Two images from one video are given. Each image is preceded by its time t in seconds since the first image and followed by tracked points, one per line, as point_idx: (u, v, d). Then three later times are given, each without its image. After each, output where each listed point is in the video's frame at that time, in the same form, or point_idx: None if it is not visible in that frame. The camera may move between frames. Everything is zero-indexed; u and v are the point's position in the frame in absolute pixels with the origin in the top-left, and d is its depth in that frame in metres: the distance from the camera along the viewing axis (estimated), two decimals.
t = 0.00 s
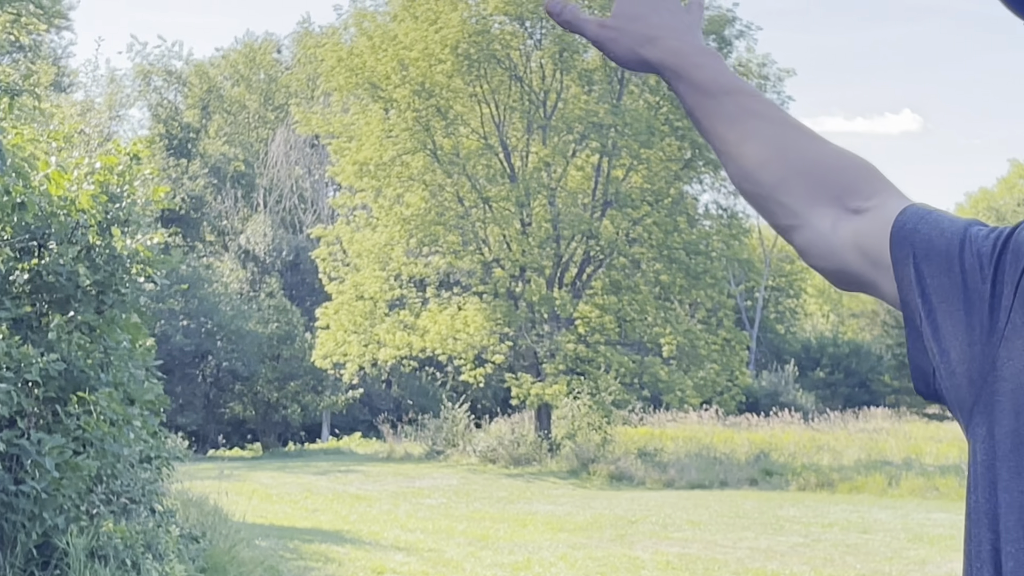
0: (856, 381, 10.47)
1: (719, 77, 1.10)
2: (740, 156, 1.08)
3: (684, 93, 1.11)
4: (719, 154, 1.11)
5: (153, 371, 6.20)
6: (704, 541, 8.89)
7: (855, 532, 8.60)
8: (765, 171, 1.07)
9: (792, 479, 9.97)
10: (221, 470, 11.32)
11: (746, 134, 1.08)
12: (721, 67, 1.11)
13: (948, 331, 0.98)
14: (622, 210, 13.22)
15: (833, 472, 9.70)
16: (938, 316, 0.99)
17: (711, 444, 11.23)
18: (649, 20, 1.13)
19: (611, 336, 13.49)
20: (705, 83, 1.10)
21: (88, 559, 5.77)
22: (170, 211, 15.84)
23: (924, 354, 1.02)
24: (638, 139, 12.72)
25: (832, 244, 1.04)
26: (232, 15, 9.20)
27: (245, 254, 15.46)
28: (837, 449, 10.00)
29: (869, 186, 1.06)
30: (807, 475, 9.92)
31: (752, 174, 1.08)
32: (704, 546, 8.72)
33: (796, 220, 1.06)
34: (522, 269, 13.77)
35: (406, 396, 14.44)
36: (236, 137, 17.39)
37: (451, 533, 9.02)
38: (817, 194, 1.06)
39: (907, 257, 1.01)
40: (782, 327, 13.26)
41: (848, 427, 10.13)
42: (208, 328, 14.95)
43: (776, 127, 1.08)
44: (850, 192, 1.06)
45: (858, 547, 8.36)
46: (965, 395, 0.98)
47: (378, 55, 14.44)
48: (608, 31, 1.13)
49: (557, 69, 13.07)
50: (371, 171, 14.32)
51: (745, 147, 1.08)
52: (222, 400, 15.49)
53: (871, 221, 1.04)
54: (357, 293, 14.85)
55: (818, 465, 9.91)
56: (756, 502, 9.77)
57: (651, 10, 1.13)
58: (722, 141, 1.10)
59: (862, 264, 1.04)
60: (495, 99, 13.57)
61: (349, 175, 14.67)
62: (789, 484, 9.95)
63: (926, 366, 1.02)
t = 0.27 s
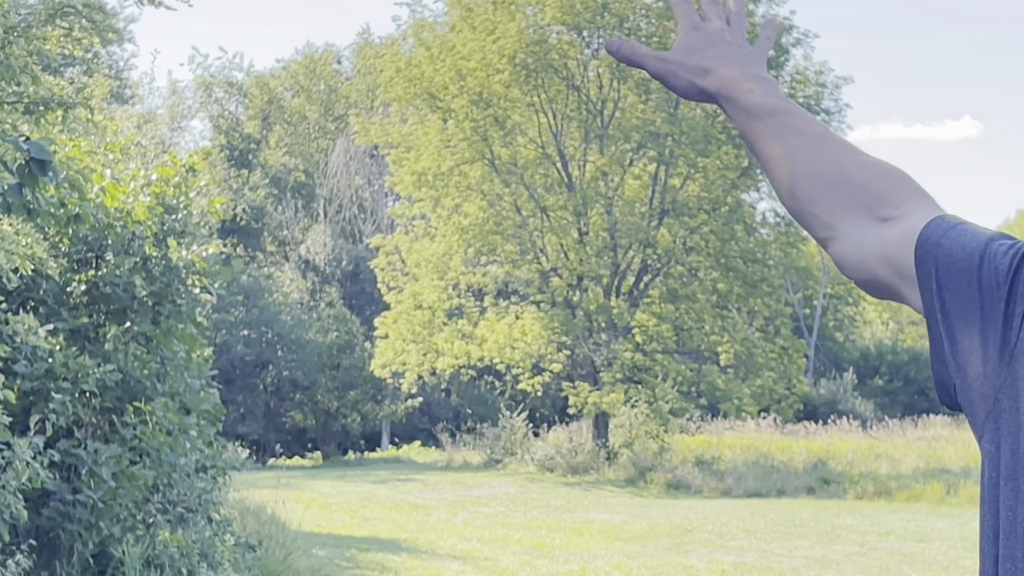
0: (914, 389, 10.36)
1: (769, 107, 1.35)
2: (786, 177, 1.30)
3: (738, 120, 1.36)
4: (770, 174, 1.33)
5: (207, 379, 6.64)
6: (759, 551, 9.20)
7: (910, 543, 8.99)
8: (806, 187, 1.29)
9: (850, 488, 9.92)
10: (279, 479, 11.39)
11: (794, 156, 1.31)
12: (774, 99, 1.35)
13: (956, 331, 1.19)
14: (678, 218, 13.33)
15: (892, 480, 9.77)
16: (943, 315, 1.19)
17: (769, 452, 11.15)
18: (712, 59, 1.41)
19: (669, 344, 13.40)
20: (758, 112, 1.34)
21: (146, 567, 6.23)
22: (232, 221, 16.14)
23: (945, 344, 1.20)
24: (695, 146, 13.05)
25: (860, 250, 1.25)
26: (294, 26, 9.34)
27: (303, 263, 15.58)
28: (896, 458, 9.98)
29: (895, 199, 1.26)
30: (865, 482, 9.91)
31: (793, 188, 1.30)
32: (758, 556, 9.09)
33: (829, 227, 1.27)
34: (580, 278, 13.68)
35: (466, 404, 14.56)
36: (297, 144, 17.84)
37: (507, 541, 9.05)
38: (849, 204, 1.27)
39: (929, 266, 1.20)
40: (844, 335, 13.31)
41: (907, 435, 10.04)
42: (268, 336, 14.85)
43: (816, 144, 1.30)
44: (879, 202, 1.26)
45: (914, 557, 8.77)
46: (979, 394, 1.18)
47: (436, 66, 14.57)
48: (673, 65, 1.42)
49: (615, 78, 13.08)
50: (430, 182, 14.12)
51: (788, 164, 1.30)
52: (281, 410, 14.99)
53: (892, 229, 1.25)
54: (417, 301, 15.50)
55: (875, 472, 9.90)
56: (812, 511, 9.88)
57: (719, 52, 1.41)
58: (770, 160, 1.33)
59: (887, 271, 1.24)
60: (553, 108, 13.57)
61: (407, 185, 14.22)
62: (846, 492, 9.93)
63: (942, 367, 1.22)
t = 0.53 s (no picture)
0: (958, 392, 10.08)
1: (787, 181, 1.40)
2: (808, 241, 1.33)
3: (755, 196, 1.42)
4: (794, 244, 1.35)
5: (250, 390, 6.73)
6: (800, 556, 9.21)
7: (954, 547, 8.82)
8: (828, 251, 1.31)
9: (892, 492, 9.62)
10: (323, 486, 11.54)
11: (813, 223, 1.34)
12: (791, 175, 1.41)
13: (996, 382, 1.13)
14: (719, 223, 12.98)
15: (934, 485, 9.33)
16: (983, 366, 1.14)
17: (810, 458, 10.63)
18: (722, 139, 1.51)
19: (709, 349, 13.22)
20: (774, 187, 1.40)
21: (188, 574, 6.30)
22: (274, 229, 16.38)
23: (979, 393, 1.15)
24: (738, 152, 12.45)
25: (893, 309, 1.23)
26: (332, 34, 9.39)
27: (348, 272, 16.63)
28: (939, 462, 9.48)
29: (922, 260, 1.26)
30: (908, 487, 9.57)
31: (814, 254, 1.32)
32: (801, 560, 9.13)
33: (857, 289, 1.27)
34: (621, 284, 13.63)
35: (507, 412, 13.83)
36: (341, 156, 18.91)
37: (549, 547, 9.01)
38: (876, 268, 1.27)
39: (964, 317, 1.17)
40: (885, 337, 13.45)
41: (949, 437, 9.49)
42: (311, 344, 15.52)
43: (837, 215, 1.33)
44: (906, 265, 1.26)
45: (956, 562, 8.64)
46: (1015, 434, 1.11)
47: (477, 74, 14.59)
48: (686, 145, 1.52)
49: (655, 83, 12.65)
50: (471, 188, 14.63)
51: (809, 230, 1.33)
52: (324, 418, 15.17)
53: (921, 287, 1.23)
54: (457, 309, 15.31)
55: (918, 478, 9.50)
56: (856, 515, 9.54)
57: (731, 136, 1.51)
58: (793, 233, 1.35)
59: (921, 329, 1.21)
60: (593, 115, 13.09)
61: (448, 192, 15.16)
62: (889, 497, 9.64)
63: (974, 405, 1.15)
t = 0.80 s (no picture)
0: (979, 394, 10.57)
1: (848, 191, 1.01)
2: (853, 250, 0.95)
3: (810, 211, 1.02)
4: (843, 261, 0.97)
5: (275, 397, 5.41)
6: (828, 559, 8.57)
7: (981, 548, 8.36)
8: (879, 261, 0.93)
9: (918, 494, 9.70)
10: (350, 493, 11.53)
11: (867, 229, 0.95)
12: (853, 185, 1.02)
13: None
14: (744, 227, 12.92)
15: (960, 486, 9.33)
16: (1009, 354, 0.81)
17: (836, 461, 11.22)
18: (778, 147, 1.10)
19: (734, 353, 13.35)
20: (827, 194, 1.01)
21: None
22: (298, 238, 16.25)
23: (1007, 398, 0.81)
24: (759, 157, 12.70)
25: (942, 319, 0.87)
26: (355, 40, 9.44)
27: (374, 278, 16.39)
28: (964, 464, 9.59)
29: (991, 269, 0.88)
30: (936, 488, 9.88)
31: (867, 268, 0.94)
32: (828, 564, 8.36)
33: (910, 301, 0.90)
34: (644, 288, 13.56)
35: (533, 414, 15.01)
36: (365, 164, 19.08)
37: (575, 552, 8.88)
38: (931, 277, 0.90)
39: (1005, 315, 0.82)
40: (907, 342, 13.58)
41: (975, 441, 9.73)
42: (337, 350, 15.28)
43: (889, 222, 0.95)
44: (967, 273, 0.89)
45: (983, 563, 8.04)
46: None
47: (500, 79, 14.38)
48: (740, 157, 1.11)
49: (677, 88, 12.91)
50: (495, 194, 14.34)
51: (858, 244, 0.95)
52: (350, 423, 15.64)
53: (977, 294, 0.87)
54: (482, 314, 14.84)
55: (943, 479, 9.52)
56: (882, 518, 9.56)
57: (788, 147, 1.10)
58: (836, 241, 0.99)
59: (970, 339, 0.85)
60: (616, 120, 13.52)
61: (473, 198, 14.45)
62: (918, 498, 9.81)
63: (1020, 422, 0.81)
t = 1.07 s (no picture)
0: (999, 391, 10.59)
1: (855, 229, 1.06)
2: (877, 297, 1.01)
3: (817, 247, 1.07)
4: (863, 306, 1.03)
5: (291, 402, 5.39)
6: (843, 560, 8.51)
7: (997, 550, 8.34)
8: (910, 313, 0.99)
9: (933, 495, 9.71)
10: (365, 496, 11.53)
11: (887, 274, 1.01)
12: (854, 217, 1.07)
13: None
14: (757, 228, 13.02)
15: (975, 487, 9.43)
16: None
17: (851, 462, 11.32)
18: (768, 173, 1.14)
19: (748, 354, 13.18)
20: (839, 232, 1.06)
21: None
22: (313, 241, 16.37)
23: None
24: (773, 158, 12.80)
25: (980, 376, 0.95)
26: (369, 44, 9.48)
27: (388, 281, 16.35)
28: (980, 465, 9.75)
29: (1008, 320, 0.97)
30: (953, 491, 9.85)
31: (893, 317, 1.00)
32: (843, 565, 8.30)
33: (940, 356, 0.98)
34: (658, 290, 13.53)
35: (547, 417, 15.11)
36: (378, 166, 19.15)
37: (591, 554, 8.87)
38: (961, 331, 0.97)
39: None
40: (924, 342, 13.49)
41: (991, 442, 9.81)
42: (352, 354, 15.26)
43: (908, 269, 1.01)
44: (988, 328, 0.97)
45: (999, 565, 8.02)
46: None
47: (513, 81, 14.35)
48: (733, 184, 1.15)
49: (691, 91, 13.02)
50: (508, 197, 14.22)
51: (876, 289, 1.01)
52: (365, 426, 15.72)
53: (1006, 351, 0.95)
54: (496, 317, 14.72)
55: (959, 480, 9.64)
56: (897, 519, 9.54)
57: (783, 172, 1.14)
58: (852, 285, 1.04)
59: (1004, 392, 0.94)
60: (629, 122, 13.59)
61: (487, 201, 14.39)
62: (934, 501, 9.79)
63: None
